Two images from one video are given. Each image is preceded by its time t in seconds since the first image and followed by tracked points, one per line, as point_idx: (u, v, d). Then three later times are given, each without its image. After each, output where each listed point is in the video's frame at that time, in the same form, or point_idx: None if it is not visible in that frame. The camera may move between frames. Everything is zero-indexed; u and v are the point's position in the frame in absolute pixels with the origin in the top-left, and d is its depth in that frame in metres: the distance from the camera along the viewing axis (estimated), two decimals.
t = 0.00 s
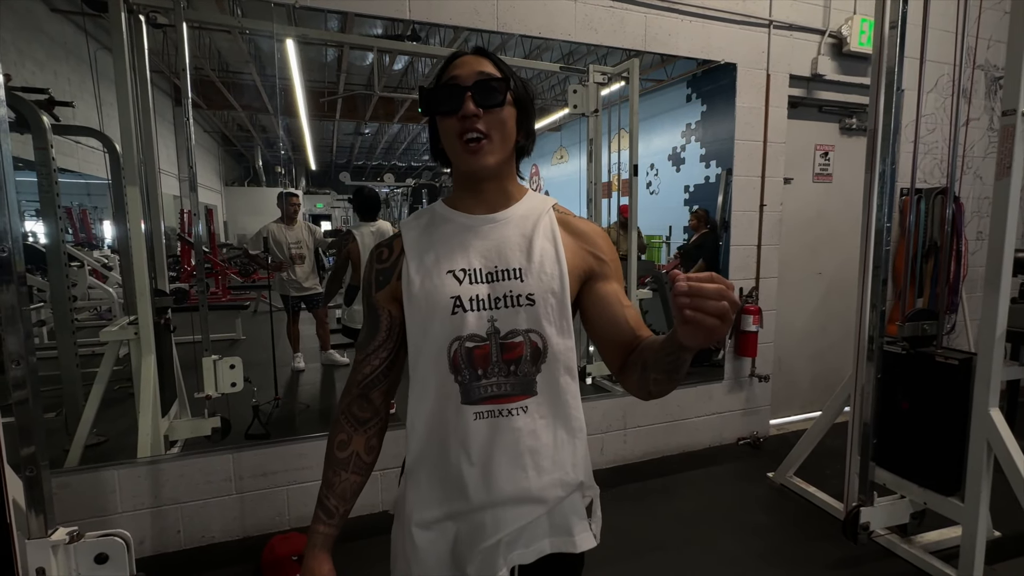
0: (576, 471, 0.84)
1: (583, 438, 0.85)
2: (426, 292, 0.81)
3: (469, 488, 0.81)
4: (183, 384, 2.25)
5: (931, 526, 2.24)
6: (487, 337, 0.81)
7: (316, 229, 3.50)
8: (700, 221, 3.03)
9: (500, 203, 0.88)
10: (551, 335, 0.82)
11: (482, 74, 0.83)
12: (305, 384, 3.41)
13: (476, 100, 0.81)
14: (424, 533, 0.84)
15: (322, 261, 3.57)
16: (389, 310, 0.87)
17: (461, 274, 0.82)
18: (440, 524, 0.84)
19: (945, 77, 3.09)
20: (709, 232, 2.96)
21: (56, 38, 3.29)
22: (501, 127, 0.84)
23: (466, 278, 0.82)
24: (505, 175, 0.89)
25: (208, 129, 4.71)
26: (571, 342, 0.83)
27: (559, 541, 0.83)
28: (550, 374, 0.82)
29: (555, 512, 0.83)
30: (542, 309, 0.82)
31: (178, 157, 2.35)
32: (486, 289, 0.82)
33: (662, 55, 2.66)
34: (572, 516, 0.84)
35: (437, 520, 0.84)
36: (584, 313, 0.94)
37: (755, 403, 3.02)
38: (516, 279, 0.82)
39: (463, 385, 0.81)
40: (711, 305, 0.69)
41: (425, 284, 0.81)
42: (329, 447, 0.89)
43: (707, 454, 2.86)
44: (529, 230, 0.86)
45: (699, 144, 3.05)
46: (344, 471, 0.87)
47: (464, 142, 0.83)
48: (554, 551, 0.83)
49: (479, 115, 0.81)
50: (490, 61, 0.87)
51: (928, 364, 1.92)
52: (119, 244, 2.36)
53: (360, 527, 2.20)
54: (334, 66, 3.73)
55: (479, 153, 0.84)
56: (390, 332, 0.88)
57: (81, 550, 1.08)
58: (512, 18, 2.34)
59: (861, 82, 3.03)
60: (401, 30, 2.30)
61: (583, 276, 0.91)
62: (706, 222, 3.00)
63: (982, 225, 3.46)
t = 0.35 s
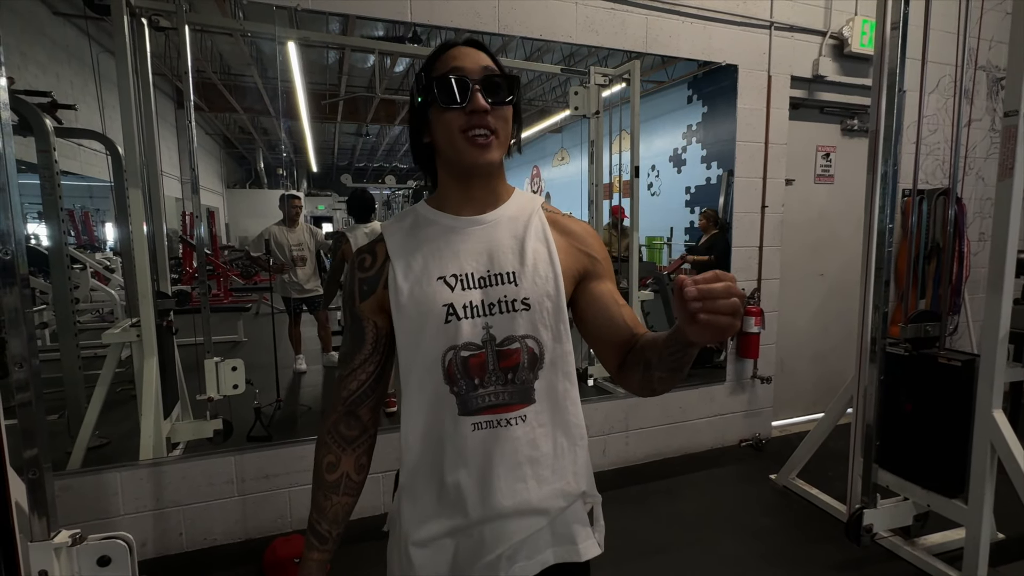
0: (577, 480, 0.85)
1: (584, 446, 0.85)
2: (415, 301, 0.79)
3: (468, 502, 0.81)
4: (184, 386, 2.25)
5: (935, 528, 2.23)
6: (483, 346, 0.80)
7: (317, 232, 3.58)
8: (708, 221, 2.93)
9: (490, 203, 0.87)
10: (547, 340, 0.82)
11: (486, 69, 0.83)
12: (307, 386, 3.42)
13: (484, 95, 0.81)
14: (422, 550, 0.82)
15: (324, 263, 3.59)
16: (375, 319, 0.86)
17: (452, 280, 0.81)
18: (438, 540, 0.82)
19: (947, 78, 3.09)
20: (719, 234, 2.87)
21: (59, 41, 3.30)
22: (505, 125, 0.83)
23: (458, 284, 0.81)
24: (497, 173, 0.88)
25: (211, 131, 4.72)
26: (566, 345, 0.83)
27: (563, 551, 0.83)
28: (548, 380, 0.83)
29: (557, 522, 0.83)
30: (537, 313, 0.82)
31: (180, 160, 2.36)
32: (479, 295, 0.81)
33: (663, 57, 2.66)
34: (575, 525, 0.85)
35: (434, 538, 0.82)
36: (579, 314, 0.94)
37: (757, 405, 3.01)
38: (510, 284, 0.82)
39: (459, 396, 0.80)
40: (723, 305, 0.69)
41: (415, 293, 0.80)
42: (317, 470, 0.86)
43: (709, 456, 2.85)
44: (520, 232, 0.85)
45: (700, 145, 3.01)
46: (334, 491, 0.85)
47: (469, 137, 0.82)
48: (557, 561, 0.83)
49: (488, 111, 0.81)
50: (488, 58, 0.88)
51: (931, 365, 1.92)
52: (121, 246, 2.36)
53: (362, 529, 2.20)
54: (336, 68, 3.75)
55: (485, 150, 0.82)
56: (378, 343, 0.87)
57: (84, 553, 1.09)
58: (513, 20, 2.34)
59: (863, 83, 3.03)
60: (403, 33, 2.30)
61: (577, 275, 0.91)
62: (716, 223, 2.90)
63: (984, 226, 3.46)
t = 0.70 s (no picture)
0: (575, 487, 0.86)
1: (581, 451, 0.87)
2: (410, 307, 0.78)
3: (465, 511, 0.80)
4: (184, 388, 2.25)
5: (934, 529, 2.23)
6: (480, 352, 0.80)
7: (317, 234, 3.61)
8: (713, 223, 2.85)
9: (485, 208, 0.87)
10: (543, 345, 0.83)
11: (473, 72, 0.82)
12: (307, 387, 3.42)
13: (470, 100, 0.81)
14: (418, 564, 0.81)
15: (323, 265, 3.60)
16: (367, 326, 0.85)
17: (448, 286, 0.80)
18: (435, 553, 0.81)
19: (945, 79, 3.09)
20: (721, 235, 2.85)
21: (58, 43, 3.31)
22: (493, 130, 0.83)
23: (454, 290, 0.80)
24: (490, 178, 0.87)
25: (210, 133, 4.73)
26: (561, 351, 0.85)
27: (561, 559, 0.85)
28: (545, 386, 0.84)
29: (555, 530, 0.84)
30: (534, 319, 0.83)
31: (180, 163, 2.36)
32: (475, 301, 0.80)
33: (662, 59, 2.66)
34: (573, 532, 0.86)
35: (430, 550, 0.81)
36: (578, 314, 0.95)
37: (757, 406, 3.01)
38: (506, 289, 0.82)
39: (456, 404, 0.80)
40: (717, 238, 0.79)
41: (410, 299, 0.78)
42: (311, 484, 0.86)
43: (709, 457, 2.85)
44: (515, 236, 0.86)
45: (699, 147, 3.01)
46: (327, 502, 0.85)
47: (457, 145, 0.81)
48: (555, 569, 0.85)
49: (474, 117, 0.80)
50: (477, 56, 0.86)
51: (930, 367, 1.91)
52: (120, 248, 2.36)
53: (361, 531, 2.20)
54: (336, 70, 3.75)
55: (474, 157, 0.82)
56: (370, 351, 0.86)
57: (83, 556, 1.09)
58: (512, 22, 2.34)
59: (862, 84, 3.03)
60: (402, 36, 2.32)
61: (576, 279, 0.91)
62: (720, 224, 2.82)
63: (983, 227, 3.46)
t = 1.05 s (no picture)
0: (568, 494, 0.85)
1: (575, 458, 0.86)
2: (402, 307, 0.79)
3: (458, 515, 0.81)
4: (184, 388, 2.26)
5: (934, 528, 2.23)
6: (471, 354, 0.80)
7: (317, 233, 3.60)
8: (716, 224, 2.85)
9: (482, 208, 0.87)
10: (537, 348, 0.82)
11: (469, 71, 0.82)
12: (306, 387, 3.42)
13: (464, 100, 0.80)
14: (410, 566, 0.81)
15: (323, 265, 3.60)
16: (360, 324, 0.85)
17: (440, 286, 0.80)
18: (427, 556, 0.82)
19: (944, 78, 3.09)
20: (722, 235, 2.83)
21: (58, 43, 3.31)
22: (489, 130, 0.82)
23: (446, 290, 0.80)
24: (487, 177, 0.87)
25: (210, 133, 4.73)
26: (557, 355, 0.84)
27: (556, 565, 0.83)
28: (538, 390, 0.83)
29: (548, 537, 0.83)
30: (527, 321, 0.82)
31: (180, 163, 2.36)
32: (467, 302, 0.80)
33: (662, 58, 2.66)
34: (568, 538, 0.84)
35: (421, 554, 0.82)
36: (572, 320, 0.95)
37: (757, 405, 3.02)
38: (500, 291, 0.82)
39: (446, 407, 0.80)
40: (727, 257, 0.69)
41: (402, 298, 0.79)
42: (301, 481, 0.86)
43: (709, 457, 2.85)
44: (511, 237, 0.85)
45: (699, 147, 3.00)
46: (318, 499, 0.85)
47: (452, 145, 0.81)
48: None
49: (469, 117, 0.80)
50: (475, 54, 0.86)
51: (929, 366, 1.92)
52: (120, 248, 2.36)
53: (361, 531, 2.20)
54: (335, 70, 3.75)
55: (468, 158, 0.82)
56: (364, 348, 0.86)
57: (82, 556, 1.09)
58: (511, 21, 2.34)
59: (861, 83, 3.04)
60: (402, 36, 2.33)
61: (572, 283, 0.91)
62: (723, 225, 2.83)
63: (982, 226, 3.46)
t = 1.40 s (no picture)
0: (561, 503, 0.83)
1: (569, 468, 0.84)
2: (392, 308, 0.79)
3: (450, 519, 0.80)
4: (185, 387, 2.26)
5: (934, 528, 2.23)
6: (461, 357, 0.80)
7: (318, 234, 3.58)
8: (714, 223, 2.89)
9: (477, 208, 0.87)
10: (529, 352, 0.81)
11: (459, 67, 0.82)
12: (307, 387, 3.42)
13: (454, 98, 0.80)
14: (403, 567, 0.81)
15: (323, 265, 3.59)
16: (355, 325, 0.86)
17: (430, 287, 0.80)
18: (420, 559, 0.81)
19: (944, 78, 3.10)
20: (721, 235, 2.85)
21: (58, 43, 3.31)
22: (480, 127, 0.82)
23: (436, 292, 0.80)
24: (481, 175, 0.87)
25: (210, 133, 4.73)
26: (549, 359, 0.82)
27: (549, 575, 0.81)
28: (529, 395, 0.82)
29: (542, 546, 0.81)
30: (520, 324, 0.81)
31: (180, 163, 2.36)
32: (457, 304, 0.80)
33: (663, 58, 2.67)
34: (562, 549, 0.82)
35: (413, 560, 0.81)
36: (567, 326, 0.93)
37: (757, 405, 3.02)
38: (491, 292, 0.81)
39: (435, 411, 0.80)
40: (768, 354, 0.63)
41: (392, 300, 0.79)
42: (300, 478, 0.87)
43: (709, 456, 2.85)
44: (505, 238, 0.85)
45: (699, 147, 3.05)
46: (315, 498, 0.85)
47: (443, 143, 0.81)
48: None
49: (459, 115, 0.80)
50: (466, 48, 0.85)
51: (930, 365, 1.92)
52: (121, 248, 2.36)
53: (361, 531, 2.20)
54: (335, 70, 3.75)
55: (459, 156, 0.82)
56: (359, 349, 0.86)
57: (83, 555, 1.09)
58: (511, 21, 2.34)
59: (861, 83, 3.04)
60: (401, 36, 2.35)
61: (570, 287, 0.89)
62: (721, 224, 2.86)
63: (982, 226, 3.46)
